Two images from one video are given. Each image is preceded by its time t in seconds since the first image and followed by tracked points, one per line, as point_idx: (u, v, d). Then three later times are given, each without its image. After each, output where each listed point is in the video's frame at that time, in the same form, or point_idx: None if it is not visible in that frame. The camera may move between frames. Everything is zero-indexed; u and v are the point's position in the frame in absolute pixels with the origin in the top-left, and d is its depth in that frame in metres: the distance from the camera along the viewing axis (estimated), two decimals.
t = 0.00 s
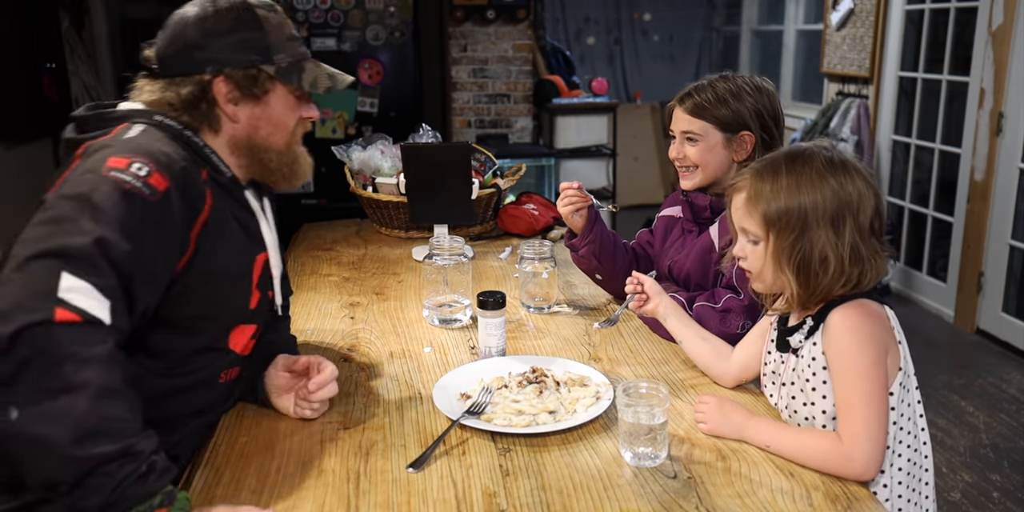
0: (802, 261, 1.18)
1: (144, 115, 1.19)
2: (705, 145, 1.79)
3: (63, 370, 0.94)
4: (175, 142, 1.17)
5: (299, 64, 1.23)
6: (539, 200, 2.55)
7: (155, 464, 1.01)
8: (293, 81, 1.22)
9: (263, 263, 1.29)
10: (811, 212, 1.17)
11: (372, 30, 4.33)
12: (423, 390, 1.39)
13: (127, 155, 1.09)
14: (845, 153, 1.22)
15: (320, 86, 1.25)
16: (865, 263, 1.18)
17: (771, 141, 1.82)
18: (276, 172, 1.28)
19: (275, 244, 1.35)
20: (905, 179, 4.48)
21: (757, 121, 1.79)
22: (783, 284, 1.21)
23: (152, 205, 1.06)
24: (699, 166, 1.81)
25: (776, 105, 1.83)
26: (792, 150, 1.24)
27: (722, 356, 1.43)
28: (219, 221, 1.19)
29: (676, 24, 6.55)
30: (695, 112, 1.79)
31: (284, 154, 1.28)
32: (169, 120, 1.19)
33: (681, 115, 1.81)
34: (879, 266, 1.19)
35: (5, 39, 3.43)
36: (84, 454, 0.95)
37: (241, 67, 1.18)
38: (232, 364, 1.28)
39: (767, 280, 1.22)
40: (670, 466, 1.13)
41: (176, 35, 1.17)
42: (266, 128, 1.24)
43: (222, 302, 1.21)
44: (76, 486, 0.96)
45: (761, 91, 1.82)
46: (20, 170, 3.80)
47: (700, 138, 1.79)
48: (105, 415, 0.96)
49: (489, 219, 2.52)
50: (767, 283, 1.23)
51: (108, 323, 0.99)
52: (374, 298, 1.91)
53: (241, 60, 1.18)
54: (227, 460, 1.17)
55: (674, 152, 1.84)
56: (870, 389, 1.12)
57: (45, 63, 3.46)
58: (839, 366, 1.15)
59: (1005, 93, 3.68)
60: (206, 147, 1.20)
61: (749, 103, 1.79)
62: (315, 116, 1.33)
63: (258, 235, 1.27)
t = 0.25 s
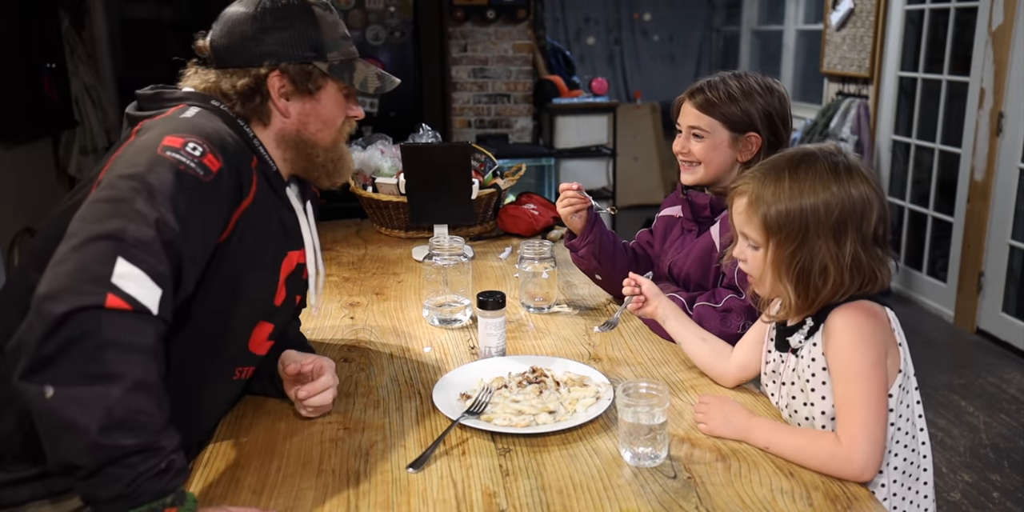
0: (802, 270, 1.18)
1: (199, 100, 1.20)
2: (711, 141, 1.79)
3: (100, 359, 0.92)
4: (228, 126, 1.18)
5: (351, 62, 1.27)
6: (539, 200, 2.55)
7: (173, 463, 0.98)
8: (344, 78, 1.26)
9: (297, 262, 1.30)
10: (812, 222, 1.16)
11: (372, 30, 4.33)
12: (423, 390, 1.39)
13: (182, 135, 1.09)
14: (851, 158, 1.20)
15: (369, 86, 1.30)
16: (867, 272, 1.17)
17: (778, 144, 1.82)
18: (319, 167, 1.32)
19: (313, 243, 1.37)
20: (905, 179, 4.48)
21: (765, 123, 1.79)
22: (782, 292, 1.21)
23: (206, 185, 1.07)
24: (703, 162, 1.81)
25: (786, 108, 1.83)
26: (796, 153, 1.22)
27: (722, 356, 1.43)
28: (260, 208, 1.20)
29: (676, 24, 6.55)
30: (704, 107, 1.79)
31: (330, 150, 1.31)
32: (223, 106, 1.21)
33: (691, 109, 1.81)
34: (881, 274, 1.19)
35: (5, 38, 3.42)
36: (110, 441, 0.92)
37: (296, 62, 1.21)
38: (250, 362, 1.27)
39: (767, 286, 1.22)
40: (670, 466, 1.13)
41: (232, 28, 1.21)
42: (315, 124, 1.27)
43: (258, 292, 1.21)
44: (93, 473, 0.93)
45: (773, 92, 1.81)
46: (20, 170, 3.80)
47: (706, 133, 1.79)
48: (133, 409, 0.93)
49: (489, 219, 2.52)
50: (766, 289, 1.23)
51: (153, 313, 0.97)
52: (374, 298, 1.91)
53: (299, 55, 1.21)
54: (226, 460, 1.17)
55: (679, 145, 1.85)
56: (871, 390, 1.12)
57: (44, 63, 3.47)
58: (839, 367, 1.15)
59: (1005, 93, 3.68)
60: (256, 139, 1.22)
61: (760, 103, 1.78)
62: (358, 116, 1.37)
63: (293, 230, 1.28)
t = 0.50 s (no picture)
0: (801, 276, 1.18)
1: (189, 96, 1.20)
2: (712, 137, 1.79)
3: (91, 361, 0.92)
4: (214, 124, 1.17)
5: (339, 51, 1.25)
6: (539, 200, 2.54)
7: (169, 463, 0.98)
8: (332, 67, 1.24)
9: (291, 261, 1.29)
10: (810, 229, 1.16)
11: (372, 30, 4.33)
12: (423, 390, 1.39)
13: (168, 135, 1.10)
14: (851, 160, 1.19)
15: (358, 74, 1.27)
16: (866, 276, 1.18)
17: (779, 145, 1.82)
18: (311, 158, 1.30)
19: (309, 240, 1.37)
20: (904, 179, 4.48)
21: (769, 124, 1.79)
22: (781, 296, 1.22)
23: (192, 185, 1.07)
24: (703, 157, 1.81)
25: (791, 112, 1.84)
26: (797, 156, 1.21)
27: (720, 357, 1.42)
28: (248, 208, 1.20)
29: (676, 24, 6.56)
30: (709, 102, 1.79)
31: (321, 141, 1.29)
32: (214, 103, 1.20)
33: (695, 103, 1.81)
34: (880, 278, 1.19)
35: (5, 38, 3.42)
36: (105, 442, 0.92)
37: (284, 52, 1.20)
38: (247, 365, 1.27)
39: (766, 290, 1.22)
40: (670, 466, 1.13)
41: (220, 19, 1.19)
42: (304, 114, 1.25)
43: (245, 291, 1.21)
44: (89, 477, 0.93)
45: (780, 94, 1.82)
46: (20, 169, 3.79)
47: (709, 128, 1.79)
48: (128, 411, 0.94)
49: (489, 219, 2.52)
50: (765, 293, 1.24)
51: (141, 315, 0.97)
52: (374, 298, 1.91)
53: (286, 45, 1.19)
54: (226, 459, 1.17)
55: (681, 139, 1.85)
56: (870, 391, 1.12)
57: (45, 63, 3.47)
58: (838, 367, 1.16)
59: (1005, 93, 3.68)
60: (246, 136, 1.21)
61: (765, 103, 1.79)
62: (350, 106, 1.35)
63: (284, 227, 1.27)
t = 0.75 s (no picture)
0: (807, 277, 1.18)
1: (118, 106, 1.22)
2: (709, 139, 1.79)
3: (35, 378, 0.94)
4: (145, 130, 1.20)
5: (272, 38, 1.26)
6: (539, 199, 2.54)
7: (144, 463, 1.01)
8: (265, 56, 1.26)
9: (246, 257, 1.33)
10: (816, 231, 1.16)
11: (372, 30, 4.33)
12: (424, 390, 1.39)
13: (83, 151, 1.09)
14: (857, 161, 1.19)
15: (293, 60, 1.28)
16: (871, 278, 1.18)
17: (778, 145, 1.82)
18: (255, 150, 1.33)
19: (270, 230, 1.41)
20: (904, 179, 4.48)
21: (766, 124, 1.79)
22: (785, 298, 1.22)
23: (111, 195, 1.06)
24: (701, 159, 1.81)
25: (789, 111, 1.83)
26: (803, 156, 1.21)
27: (721, 360, 1.41)
28: (184, 210, 1.22)
29: (676, 24, 6.56)
30: (705, 104, 1.79)
31: (262, 131, 1.32)
32: (144, 109, 1.23)
33: (692, 105, 1.81)
34: (884, 279, 1.19)
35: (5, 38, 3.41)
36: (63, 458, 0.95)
37: (211, 45, 1.22)
38: (222, 360, 1.32)
39: (771, 292, 1.22)
40: (670, 466, 1.13)
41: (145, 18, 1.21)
42: (242, 105, 1.28)
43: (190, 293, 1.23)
44: (65, 492, 0.96)
45: (777, 93, 1.82)
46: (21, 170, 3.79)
47: (706, 130, 1.79)
48: (84, 420, 0.96)
49: (489, 219, 2.52)
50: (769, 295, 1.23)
51: (77, 323, 0.99)
52: (374, 298, 1.91)
53: (212, 38, 1.21)
54: (226, 459, 1.17)
55: (678, 141, 1.85)
56: (872, 390, 1.12)
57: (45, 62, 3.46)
58: (840, 366, 1.16)
59: (1005, 93, 3.68)
60: (182, 136, 1.25)
61: (762, 103, 1.79)
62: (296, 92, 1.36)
63: (232, 222, 1.31)
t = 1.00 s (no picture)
0: (811, 276, 1.18)
1: (77, 104, 1.28)
2: (706, 140, 1.79)
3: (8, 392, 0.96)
4: (102, 127, 1.25)
5: (231, 32, 1.34)
6: (539, 200, 2.54)
7: (127, 464, 1.01)
8: (225, 47, 1.34)
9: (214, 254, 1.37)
10: (822, 229, 1.16)
11: (372, 30, 4.33)
12: (424, 390, 1.39)
13: (36, 152, 1.13)
14: (861, 162, 1.19)
15: (253, 50, 1.37)
16: (875, 277, 1.18)
17: (775, 144, 1.82)
18: (219, 143, 1.40)
19: (241, 228, 1.46)
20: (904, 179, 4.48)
21: (763, 124, 1.79)
22: (788, 297, 1.21)
23: (68, 196, 1.10)
24: (698, 161, 1.81)
25: (785, 110, 1.83)
26: (809, 156, 1.21)
27: (722, 361, 1.41)
28: (144, 207, 1.26)
29: (676, 24, 6.56)
30: (702, 106, 1.79)
31: (226, 125, 1.41)
32: (101, 107, 1.28)
33: (688, 106, 1.82)
34: (887, 280, 1.19)
35: (6, 39, 3.41)
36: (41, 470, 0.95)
37: (169, 37, 1.29)
38: (198, 358, 1.36)
39: (775, 292, 1.22)
40: (670, 466, 1.13)
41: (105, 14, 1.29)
42: (203, 97, 1.36)
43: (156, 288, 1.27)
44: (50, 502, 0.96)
45: (773, 93, 1.82)
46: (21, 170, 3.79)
47: (702, 132, 1.79)
48: (60, 426, 0.98)
49: (489, 219, 2.52)
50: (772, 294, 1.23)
51: (43, 332, 1.01)
52: (374, 298, 1.91)
53: (170, 30, 1.29)
54: (226, 459, 1.17)
55: (676, 143, 1.85)
56: (872, 390, 1.12)
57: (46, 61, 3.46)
58: (841, 367, 1.16)
59: (1005, 93, 3.68)
60: (142, 131, 1.30)
61: (759, 103, 1.78)
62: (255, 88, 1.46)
63: (199, 219, 1.36)
